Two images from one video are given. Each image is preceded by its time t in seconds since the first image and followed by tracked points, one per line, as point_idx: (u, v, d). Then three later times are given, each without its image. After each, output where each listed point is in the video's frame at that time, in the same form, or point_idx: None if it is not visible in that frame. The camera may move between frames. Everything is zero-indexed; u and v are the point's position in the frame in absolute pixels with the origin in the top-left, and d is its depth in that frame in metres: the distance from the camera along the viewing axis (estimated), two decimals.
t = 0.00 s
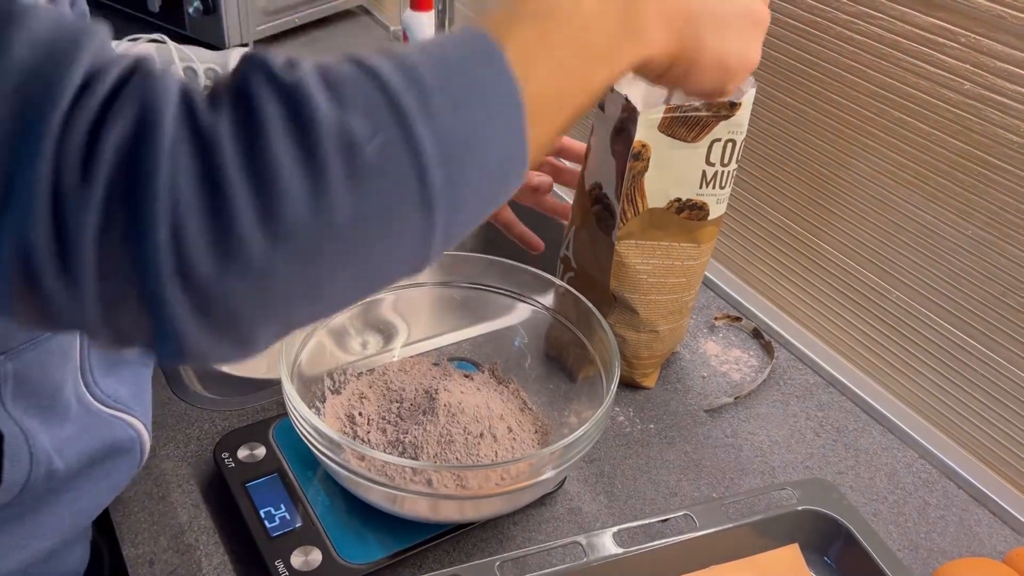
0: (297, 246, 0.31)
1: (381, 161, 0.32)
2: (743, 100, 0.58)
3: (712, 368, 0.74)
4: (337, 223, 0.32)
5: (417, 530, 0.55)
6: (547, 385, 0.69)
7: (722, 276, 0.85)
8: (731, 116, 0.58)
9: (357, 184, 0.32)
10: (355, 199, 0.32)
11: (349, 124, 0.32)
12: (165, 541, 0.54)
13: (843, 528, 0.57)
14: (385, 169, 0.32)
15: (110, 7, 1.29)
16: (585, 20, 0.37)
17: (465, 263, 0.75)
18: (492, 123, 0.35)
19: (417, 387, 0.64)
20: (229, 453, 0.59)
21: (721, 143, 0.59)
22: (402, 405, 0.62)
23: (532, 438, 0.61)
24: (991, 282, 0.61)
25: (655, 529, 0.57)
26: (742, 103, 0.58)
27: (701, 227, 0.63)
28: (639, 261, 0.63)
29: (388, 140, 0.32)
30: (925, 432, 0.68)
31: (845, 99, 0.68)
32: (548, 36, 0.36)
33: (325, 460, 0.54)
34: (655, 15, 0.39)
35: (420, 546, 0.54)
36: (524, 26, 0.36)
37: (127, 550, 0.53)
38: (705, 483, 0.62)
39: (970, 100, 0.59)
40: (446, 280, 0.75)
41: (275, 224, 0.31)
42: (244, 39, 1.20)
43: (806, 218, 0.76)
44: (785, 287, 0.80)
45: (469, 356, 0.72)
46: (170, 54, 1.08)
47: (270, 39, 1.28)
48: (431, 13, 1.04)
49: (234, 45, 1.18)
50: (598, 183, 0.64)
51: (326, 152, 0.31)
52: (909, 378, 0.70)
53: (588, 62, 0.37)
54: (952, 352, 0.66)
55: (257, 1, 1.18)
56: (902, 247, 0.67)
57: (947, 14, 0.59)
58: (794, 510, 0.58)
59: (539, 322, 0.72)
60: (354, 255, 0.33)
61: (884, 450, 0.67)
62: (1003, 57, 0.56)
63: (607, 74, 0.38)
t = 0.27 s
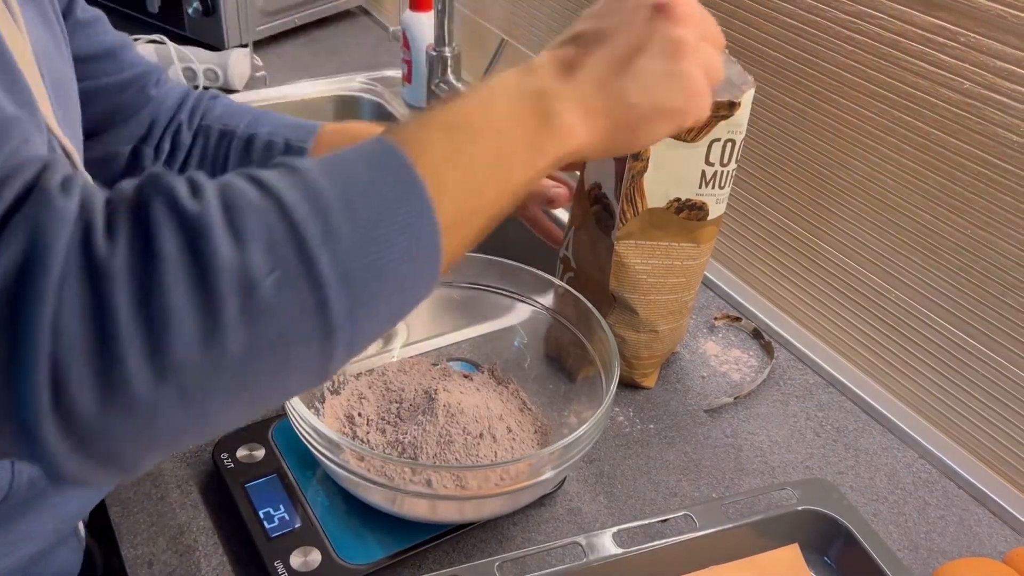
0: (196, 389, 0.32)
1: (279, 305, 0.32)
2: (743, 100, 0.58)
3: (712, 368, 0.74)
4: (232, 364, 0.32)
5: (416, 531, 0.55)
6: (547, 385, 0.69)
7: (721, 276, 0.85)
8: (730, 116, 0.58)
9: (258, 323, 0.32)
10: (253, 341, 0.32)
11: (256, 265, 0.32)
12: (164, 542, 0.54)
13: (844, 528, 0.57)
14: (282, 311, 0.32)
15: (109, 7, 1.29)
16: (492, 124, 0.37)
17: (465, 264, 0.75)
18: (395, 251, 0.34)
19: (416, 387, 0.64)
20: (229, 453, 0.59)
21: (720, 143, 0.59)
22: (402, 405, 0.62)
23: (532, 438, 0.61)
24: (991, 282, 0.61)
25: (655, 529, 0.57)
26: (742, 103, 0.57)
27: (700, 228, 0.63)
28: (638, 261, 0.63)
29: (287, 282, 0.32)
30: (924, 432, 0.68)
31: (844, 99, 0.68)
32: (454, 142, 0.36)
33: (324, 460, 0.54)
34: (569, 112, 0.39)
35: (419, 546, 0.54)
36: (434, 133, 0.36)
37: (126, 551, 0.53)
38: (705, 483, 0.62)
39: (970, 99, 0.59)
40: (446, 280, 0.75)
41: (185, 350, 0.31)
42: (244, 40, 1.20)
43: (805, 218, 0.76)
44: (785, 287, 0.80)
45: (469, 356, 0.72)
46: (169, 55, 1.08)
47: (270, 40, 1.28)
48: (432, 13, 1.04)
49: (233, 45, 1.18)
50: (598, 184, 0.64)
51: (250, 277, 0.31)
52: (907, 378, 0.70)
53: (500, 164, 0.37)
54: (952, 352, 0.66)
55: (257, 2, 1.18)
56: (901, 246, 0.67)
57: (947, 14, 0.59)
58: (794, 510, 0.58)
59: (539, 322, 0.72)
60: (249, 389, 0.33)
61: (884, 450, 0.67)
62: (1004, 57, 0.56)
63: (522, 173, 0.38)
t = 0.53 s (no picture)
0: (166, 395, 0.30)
1: (249, 304, 0.31)
2: (742, 100, 0.58)
3: (712, 368, 0.74)
4: (204, 370, 0.31)
5: (416, 532, 0.55)
6: (547, 386, 0.69)
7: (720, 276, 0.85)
8: (729, 116, 0.58)
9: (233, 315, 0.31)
10: (225, 342, 0.31)
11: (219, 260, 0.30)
12: (164, 543, 0.54)
13: (844, 528, 0.57)
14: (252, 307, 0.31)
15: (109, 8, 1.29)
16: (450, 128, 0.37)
17: (463, 265, 0.75)
18: (363, 244, 0.33)
19: (416, 387, 0.64)
20: (229, 454, 0.59)
21: (719, 144, 0.59)
22: (401, 406, 0.62)
23: (531, 439, 0.61)
24: (991, 282, 0.61)
25: (655, 529, 0.57)
26: (741, 103, 0.58)
27: (700, 228, 0.63)
28: (637, 262, 0.63)
29: (258, 280, 0.31)
30: (925, 432, 0.68)
31: (843, 99, 0.68)
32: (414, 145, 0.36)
33: (324, 461, 0.54)
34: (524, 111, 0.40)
35: (419, 547, 0.54)
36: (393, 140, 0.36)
37: (126, 552, 0.53)
38: (705, 483, 0.62)
39: (969, 99, 0.59)
40: (445, 281, 0.75)
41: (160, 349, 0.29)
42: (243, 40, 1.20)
43: (805, 218, 0.75)
44: (784, 287, 0.80)
45: (469, 356, 0.72)
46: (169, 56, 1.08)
47: (269, 41, 1.28)
48: (431, 14, 1.04)
49: (233, 46, 1.18)
50: (597, 184, 0.64)
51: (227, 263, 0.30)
52: (907, 378, 0.70)
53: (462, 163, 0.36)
54: (952, 352, 0.66)
55: (257, 3, 1.18)
56: (901, 246, 0.67)
57: (945, 14, 0.59)
58: (794, 510, 0.58)
59: (539, 322, 0.72)
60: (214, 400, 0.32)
61: (884, 450, 0.67)
62: (1003, 57, 0.56)
63: (486, 171, 0.37)
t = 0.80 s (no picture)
0: (321, 137, 0.30)
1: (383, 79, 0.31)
2: (745, 99, 0.58)
3: (712, 368, 0.74)
4: (320, 128, 0.30)
5: (416, 532, 0.55)
6: (547, 386, 0.69)
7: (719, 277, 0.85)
8: (733, 115, 0.58)
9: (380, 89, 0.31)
10: (362, 84, 0.31)
11: (368, 40, 0.31)
12: (165, 543, 0.54)
13: (844, 528, 0.57)
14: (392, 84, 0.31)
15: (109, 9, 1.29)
16: None
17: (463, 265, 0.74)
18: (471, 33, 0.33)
19: (417, 387, 0.64)
20: (229, 454, 0.59)
21: (723, 142, 0.59)
22: (402, 406, 0.62)
23: (532, 439, 0.61)
24: (991, 282, 0.61)
25: (655, 529, 0.57)
26: (744, 102, 0.58)
27: (703, 226, 0.63)
28: (641, 259, 0.63)
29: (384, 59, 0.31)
30: (924, 432, 0.68)
31: (843, 99, 0.68)
32: None
33: (325, 461, 0.54)
34: None
35: (420, 547, 0.54)
36: None
37: (127, 553, 0.53)
38: (706, 483, 0.62)
39: (968, 99, 0.59)
40: (444, 282, 0.74)
41: (308, 109, 0.30)
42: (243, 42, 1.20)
43: (804, 218, 0.76)
44: (784, 287, 0.81)
45: (468, 357, 0.73)
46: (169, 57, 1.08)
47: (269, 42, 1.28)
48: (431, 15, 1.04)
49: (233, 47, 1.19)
50: (603, 180, 0.64)
51: (366, 42, 0.31)
52: (907, 377, 0.70)
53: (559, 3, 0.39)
54: (952, 353, 0.66)
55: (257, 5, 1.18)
56: (901, 247, 0.67)
57: (944, 15, 0.59)
58: (794, 510, 0.58)
59: (539, 323, 0.72)
60: (362, 155, 0.32)
61: (884, 450, 0.67)
62: (1003, 58, 0.56)
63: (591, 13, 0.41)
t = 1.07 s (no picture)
0: (267, 318, 0.35)
1: (359, 215, 0.36)
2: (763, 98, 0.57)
3: (713, 369, 0.74)
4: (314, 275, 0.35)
5: (417, 532, 0.55)
6: (548, 387, 0.69)
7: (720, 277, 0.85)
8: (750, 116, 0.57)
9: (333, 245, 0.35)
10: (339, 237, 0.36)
11: (346, 161, 0.36)
12: (167, 543, 0.54)
13: (844, 528, 0.57)
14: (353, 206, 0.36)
15: (110, 12, 1.30)
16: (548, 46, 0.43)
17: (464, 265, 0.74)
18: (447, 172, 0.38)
19: (418, 387, 0.64)
20: (231, 455, 0.59)
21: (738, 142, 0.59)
22: (403, 406, 0.62)
23: (532, 438, 0.62)
24: (990, 282, 0.62)
25: (655, 529, 0.57)
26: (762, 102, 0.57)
27: (718, 227, 0.62)
28: (656, 262, 0.64)
29: (359, 191, 0.36)
30: (924, 431, 0.68)
31: (842, 100, 0.68)
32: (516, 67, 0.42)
33: (326, 461, 0.55)
34: (597, 59, 0.45)
35: (421, 547, 0.55)
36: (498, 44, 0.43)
37: (129, 553, 0.53)
38: (706, 483, 0.62)
39: (967, 100, 0.59)
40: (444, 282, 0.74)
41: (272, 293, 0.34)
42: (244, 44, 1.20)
43: (805, 218, 0.76)
44: (783, 287, 0.81)
45: (469, 358, 0.73)
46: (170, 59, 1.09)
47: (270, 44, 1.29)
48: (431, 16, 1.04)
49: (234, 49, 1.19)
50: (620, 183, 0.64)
51: (316, 215, 0.35)
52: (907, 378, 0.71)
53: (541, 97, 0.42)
54: (951, 353, 0.66)
55: (257, 7, 1.18)
56: (900, 247, 0.67)
57: (942, 15, 0.59)
58: (794, 510, 0.58)
59: (540, 323, 0.72)
60: (301, 326, 0.36)
61: (884, 450, 0.67)
62: (1002, 58, 0.56)
63: (539, 115, 0.42)
